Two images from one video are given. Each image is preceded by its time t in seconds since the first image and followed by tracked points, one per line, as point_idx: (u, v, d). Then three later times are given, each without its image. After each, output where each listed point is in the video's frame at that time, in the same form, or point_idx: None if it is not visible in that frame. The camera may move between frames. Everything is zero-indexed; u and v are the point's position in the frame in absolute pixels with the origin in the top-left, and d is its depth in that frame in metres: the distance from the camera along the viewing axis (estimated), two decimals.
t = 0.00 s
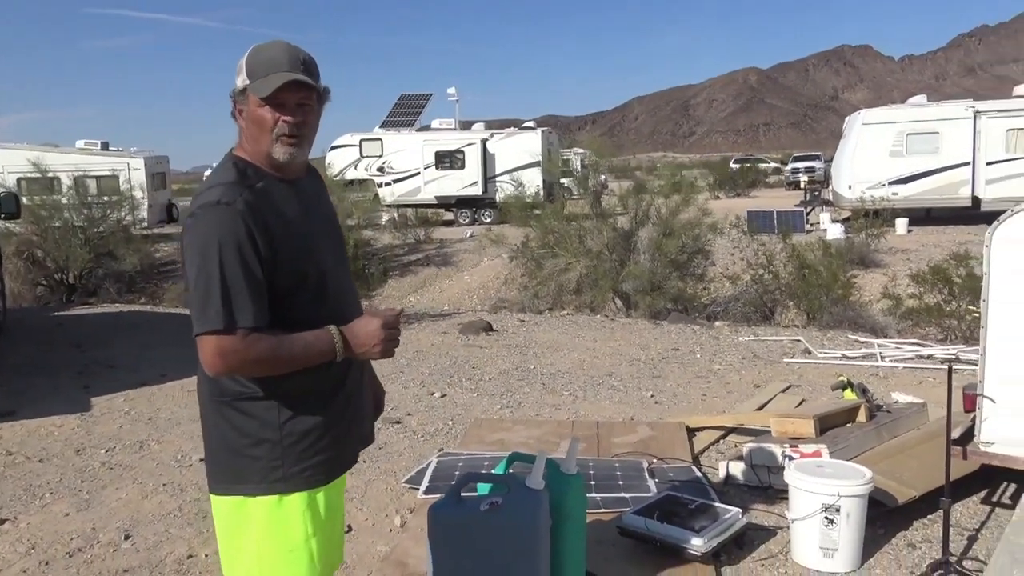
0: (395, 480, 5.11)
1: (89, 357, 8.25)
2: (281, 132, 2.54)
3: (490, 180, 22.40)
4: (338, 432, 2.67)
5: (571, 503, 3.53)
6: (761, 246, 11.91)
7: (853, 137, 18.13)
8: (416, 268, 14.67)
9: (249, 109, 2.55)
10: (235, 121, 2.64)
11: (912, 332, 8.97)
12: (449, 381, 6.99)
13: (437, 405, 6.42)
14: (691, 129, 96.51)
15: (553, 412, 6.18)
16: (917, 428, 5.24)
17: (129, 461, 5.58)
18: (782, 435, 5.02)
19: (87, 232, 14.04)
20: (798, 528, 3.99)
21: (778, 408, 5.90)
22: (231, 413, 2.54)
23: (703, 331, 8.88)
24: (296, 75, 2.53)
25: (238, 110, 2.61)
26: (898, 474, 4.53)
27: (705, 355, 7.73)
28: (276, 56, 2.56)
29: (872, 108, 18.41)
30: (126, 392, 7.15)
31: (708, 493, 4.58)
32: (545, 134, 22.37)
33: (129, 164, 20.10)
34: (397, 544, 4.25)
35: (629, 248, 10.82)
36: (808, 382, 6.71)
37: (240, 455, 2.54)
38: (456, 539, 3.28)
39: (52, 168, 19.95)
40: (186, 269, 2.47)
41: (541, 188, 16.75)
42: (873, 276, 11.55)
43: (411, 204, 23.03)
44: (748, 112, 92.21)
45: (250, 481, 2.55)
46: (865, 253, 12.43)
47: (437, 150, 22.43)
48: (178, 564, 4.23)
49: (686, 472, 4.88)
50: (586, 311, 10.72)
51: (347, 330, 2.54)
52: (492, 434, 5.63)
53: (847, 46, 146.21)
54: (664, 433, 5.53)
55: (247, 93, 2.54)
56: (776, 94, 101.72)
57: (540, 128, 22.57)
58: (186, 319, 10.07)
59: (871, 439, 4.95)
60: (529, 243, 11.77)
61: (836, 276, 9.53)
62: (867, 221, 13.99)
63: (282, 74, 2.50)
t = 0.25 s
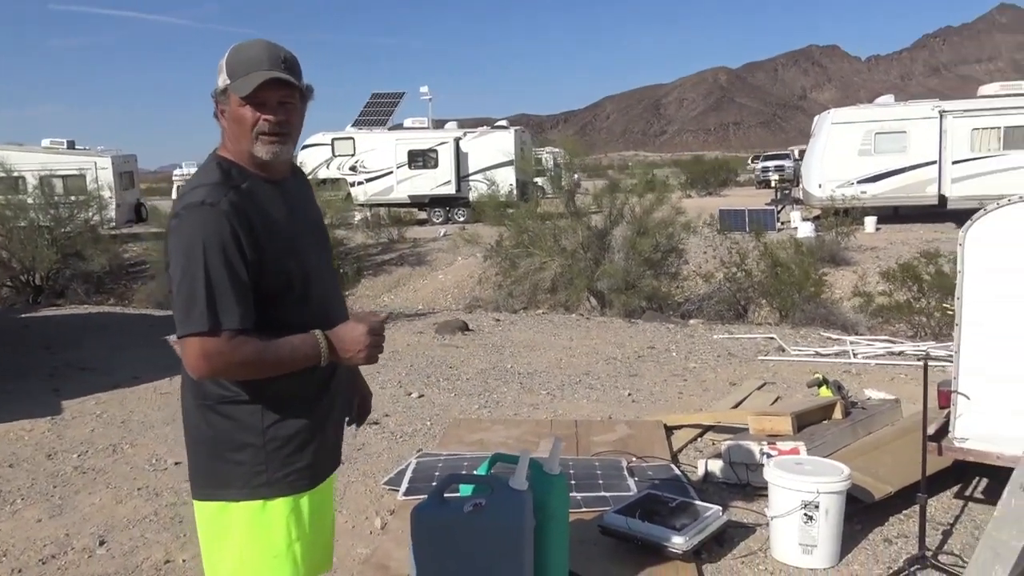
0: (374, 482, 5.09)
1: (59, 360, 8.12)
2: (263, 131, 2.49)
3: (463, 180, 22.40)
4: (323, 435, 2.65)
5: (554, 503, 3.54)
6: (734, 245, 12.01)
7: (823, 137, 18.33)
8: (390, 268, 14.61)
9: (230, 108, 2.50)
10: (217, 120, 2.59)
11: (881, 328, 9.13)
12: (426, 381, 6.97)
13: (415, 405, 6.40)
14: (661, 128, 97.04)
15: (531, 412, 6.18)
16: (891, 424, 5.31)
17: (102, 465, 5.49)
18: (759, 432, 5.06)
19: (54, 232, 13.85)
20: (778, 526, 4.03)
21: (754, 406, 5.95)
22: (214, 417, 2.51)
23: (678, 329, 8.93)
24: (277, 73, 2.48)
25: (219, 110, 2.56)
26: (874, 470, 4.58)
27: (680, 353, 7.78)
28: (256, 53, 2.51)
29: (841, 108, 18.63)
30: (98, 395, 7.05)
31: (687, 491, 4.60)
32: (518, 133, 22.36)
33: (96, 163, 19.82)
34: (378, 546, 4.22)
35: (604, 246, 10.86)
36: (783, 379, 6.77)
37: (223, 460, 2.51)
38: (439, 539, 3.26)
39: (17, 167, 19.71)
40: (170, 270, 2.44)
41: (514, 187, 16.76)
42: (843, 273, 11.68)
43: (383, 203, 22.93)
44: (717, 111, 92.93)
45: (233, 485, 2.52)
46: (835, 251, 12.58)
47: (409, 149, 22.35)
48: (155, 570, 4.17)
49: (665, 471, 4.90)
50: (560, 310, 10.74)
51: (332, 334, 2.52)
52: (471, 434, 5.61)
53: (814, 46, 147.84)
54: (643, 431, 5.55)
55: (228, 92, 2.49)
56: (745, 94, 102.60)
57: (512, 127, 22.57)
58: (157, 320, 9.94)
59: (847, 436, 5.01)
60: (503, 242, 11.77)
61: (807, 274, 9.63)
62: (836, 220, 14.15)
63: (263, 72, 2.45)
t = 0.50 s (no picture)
0: (359, 483, 5.06)
1: (36, 359, 8.01)
2: (253, 128, 2.47)
3: (443, 178, 22.38)
4: (314, 437, 2.62)
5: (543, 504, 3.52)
6: (714, 245, 12.07)
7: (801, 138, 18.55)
8: (370, 266, 14.55)
9: (221, 104, 2.47)
10: (208, 118, 2.56)
11: (859, 328, 9.23)
12: (409, 381, 6.94)
13: (398, 405, 6.37)
14: (639, 127, 97.39)
15: (515, 411, 6.17)
16: (873, 423, 5.36)
17: (82, 466, 5.42)
18: (744, 432, 5.09)
19: (28, 229, 13.65)
20: (764, 525, 4.05)
21: (737, 405, 5.98)
22: (204, 418, 2.47)
23: (659, 328, 8.96)
24: (269, 70, 2.45)
25: (210, 107, 2.53)
26: (858, 470, 4.62)
27: (662, 352, 7.80)
28: (248, 50, 2.49)
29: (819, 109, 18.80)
30: (76, 394, 6.96)
31: (673, 490, 4.61)
32: (498, 131, 22.34)
33: (71, 159, 19.58)
34: (365, 547, 4.19)
35: (585, 246, 10.88)
36: (765, 379, 6.81)
37: (214, 463, 2.47)
38: (427, 540, 3.20)
39: None
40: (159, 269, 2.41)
41: (495, 187, 16.76)
42: (822, 273, 11.78)
43: (362, 201, 22.84)
44: (694, 112, 93.43)
45: (223, 488, 2.48)
46: (814, 251, 12.68)
47: (389, 147, 22.28)
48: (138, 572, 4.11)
49: (650, 470, 4.92)
50: (542, 309, 10.75)
51: (324, 334, 2.49)
52: (456, 434, 5.59)
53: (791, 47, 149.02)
54: (627, 431, 5.56)
55: (219, 89, 2.47)
56: (722, 94, 103.21)
57: (492, 125, 22.55)
58: (135, 319, 9.84)
59: (830, 435, 5.05)
60: (485, 241, 11.76)
61: (787, 274, 9.70)
62: (815, 220, 14.27)
63: (253, 69, 2.43)
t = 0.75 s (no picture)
0: (352, 479, 5.05)
1: (23, 353, 7.95)
2: (253, 119, 2.41)
3: (432, 175, 22.37)
4: (315, 428, 2.51)
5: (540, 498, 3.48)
6: (704, 243, 12.12)
7: (789, 137, 18.64)
8: (359, 262, 14.53)
9: (221, 95, 2.42)
10: (207, 109, 2.51)
11: (847, 326, 9.31)
12: (401, 377, 6.94)
13: (390, 401, 6.37)
14: (627, 126, 97.58)
15: (507, 408, 6.18)
16: (864, 421, 5.41)
17: (71, 461, 5.38)
18: (736, 428, 5.12)
19: (14, 223, 13.54)
20: (757, 521, 4.06)
21: (728, 402, 6.00)
22: (203, 410, 2.36)
23: (649, 325, 8.99)
24: (269, 60, 2.40)
25: (210, 98, 2.48)
26: (850, 467, 4.65)
27: (653, 350, 7.83)
28: (248, 40, 2.43)
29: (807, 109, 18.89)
30: (64, 389, 6.91)
31: (666, 486, 4.62)
32: (488, 128, 22.33)
33: (57, 153, 19.43)
34: (359, 542, 4.18)
35: (575, 243, 10.90)
36: (756, 376, 6.84)
37: (212, 456, 2.37)
38: (424, 537, 3.15)
39: None
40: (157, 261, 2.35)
41: (484, 185, 16.76)
42: (811, 272, 11.85)
43: (351, 197, 22.78)
44: (682, 111, 93.72)
45: (222, 482, 2.37)
46: (802, 250, 12.76)
47: (378, 144, 22.22)
48: (130, 567, 4.08)
49: (643, 467, 4.93)
50: (531, 306, 10.76)
51: (328, 319, 2.41)
52: (448, 430, 5.58)
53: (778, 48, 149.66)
54: (619, 427, 5.57)
55: (218, 79, 2.41)
56: (709, 94, 103.55)
57: (482, 122, 22.53)
58: (123, 314, 9.78)
59: (822, 433, 5.09)
60: (475, 238, 11.76)
61: (777, 273, 9.74)
62: (803, 220, 14.34)
63: (253, 58, 2.37)
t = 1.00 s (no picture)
0: (349, 476, 5.05)
1: (16, 349, 7.91)
2: (255, 109, 2.32)
3: (426, 172, 22.36)
4: (320, 424, 2.43)
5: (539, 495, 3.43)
6: (697, 242, 12.16)
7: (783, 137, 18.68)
8: (352, 259, 14.52)
9: (223, 85, 2.33)
10: (209, 102, 2.42)
11: (840, 325, 9.37)
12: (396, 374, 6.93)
13: (385, 398, 6.36)
14: (619, 124, 97.72)
15: (503, 405, 6.17)
16: (859, 419, 5.43)
17: (65, 457, 5.36)
18: (733, 426, 5.13)
19: (5, 218, 13.47)
20: (754, 518, 4.07)
21: (724, 400, 6.02)
22: (205, 404, 2.29)
23: (644, 324, 9.01)
24: (271, 48, 2.30)
25: (212, 90, 2.39)
26: (845, 464, 4.66)
27: (648, 348, 7.85)
28: (249, 29, 2.34)
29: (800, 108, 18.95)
30: (57, 385, 6.88)
31: (662, 484, 4.62)
32: (481, 126, 22.32)
33: (48, 148, 19.34)
34: (356, 539, 4.17)
35: (570, 241, 10.92)
36: (750, 375, 6.87)
37: (215, 451, 2.30)
38: (422, 534, 3.02)
39: None
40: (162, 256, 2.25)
41: (478, 182, 16.76)
42: (804, 271, 11.90)
43: (343, 194, 22.74)
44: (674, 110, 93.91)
45: (224, 478, 2.30)
46: (795, 249, 12.81)
47: (371, 140, 22.18)
48: (126, 564, 4.06)
49: (640, 465, 4.93)
50: (525, 304, 10.76)
51: (351, 330, 2.24)
52: (444, 427, 5.57)
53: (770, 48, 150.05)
54: (615, 425, 5.57)
55: (220, 69, 2.32)
56: (701, 93, 103.76)
57: (475, 120, 22.52)
58: (116, 310, 9.74)
59: (818, 430, 5.11)
60: (468, 236, 11.76)
61: (770, 272, 9.76)
62: (796, 219, 14.39)
63: (254, 46, 2.28)
